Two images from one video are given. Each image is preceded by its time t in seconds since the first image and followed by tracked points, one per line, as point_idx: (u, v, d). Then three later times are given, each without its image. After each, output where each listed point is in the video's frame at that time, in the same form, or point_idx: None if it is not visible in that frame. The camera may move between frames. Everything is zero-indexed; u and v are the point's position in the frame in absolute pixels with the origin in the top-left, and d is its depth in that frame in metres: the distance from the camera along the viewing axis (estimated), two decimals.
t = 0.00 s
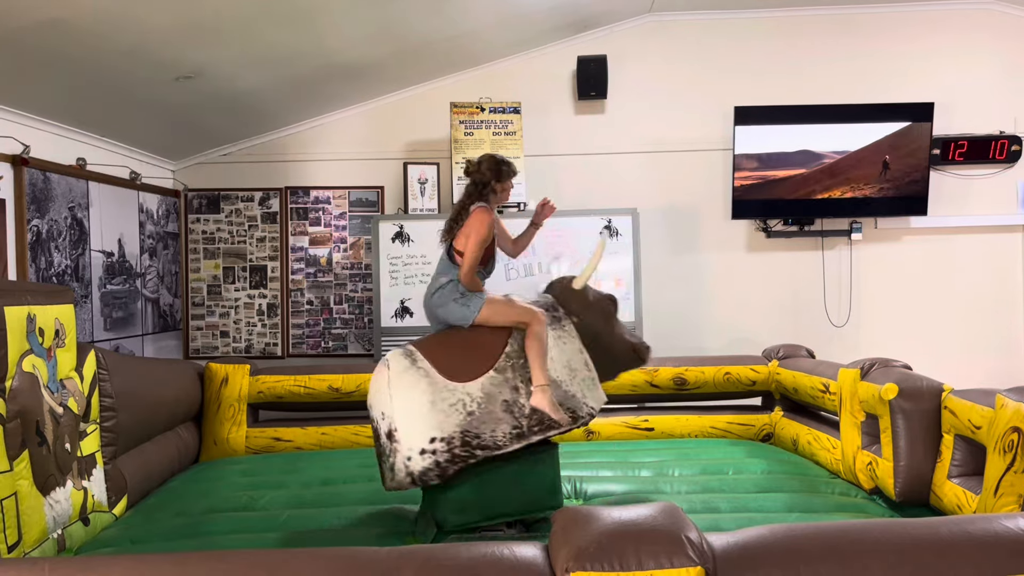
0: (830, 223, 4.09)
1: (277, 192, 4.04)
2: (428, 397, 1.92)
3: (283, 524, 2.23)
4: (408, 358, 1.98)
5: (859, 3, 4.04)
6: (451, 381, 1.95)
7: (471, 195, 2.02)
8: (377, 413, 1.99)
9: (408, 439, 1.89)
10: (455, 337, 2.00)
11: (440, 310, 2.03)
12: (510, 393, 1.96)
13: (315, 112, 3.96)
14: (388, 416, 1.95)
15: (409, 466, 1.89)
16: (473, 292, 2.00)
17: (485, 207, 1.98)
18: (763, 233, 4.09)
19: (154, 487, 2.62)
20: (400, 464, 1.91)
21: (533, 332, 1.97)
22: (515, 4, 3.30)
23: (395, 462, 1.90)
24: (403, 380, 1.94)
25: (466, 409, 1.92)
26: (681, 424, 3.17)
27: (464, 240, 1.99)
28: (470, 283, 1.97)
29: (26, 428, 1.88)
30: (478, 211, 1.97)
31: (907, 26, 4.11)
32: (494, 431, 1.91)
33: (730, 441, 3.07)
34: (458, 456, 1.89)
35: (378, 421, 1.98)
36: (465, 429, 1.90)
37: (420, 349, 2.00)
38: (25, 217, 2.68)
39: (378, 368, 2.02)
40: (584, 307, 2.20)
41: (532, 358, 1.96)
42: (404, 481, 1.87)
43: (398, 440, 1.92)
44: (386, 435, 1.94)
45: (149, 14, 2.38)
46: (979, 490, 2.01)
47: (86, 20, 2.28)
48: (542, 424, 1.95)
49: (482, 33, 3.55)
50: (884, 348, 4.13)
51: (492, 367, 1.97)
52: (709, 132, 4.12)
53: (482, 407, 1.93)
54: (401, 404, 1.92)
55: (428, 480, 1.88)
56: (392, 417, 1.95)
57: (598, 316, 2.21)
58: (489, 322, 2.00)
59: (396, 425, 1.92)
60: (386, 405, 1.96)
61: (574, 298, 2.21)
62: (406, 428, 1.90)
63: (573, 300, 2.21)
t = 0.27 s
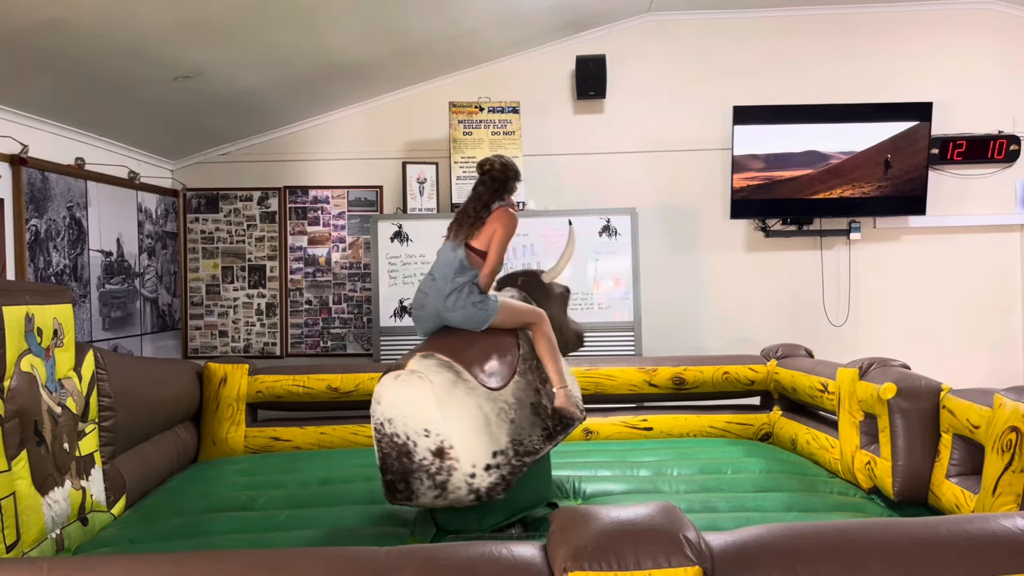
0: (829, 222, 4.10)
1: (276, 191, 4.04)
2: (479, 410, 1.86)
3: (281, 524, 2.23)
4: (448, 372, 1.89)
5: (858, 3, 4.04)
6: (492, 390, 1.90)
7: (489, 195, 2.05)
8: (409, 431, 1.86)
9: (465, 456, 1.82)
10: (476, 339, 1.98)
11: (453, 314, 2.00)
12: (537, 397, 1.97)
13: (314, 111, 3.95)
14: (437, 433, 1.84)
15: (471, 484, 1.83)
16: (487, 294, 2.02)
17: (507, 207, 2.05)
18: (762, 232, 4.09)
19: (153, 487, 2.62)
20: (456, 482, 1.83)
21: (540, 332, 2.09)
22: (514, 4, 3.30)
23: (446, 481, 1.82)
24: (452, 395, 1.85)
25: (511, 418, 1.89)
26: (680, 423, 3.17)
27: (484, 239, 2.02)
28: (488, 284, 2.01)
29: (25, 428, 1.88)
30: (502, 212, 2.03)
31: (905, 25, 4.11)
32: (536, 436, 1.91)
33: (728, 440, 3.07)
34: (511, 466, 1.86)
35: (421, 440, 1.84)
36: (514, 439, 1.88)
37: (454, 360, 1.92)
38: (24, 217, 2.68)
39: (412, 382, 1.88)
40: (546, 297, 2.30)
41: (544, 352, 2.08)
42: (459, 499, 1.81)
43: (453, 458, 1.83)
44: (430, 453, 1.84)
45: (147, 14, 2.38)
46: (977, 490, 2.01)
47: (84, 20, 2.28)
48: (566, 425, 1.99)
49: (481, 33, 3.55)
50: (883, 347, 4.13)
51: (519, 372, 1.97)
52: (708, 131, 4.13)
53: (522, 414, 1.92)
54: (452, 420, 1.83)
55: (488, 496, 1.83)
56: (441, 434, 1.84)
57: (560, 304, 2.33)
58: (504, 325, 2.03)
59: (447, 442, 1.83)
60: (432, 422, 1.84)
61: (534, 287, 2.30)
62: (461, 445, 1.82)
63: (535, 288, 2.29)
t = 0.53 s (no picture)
0: (827, 222, 4.10)
1: (274, 191, 4.04)
2: (530, 418, 1.88)
3: (280, 524, 2.23)
4: (506, 380, 1.85)
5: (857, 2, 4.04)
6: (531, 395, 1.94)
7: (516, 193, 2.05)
8: (462, 437, 1.82)
9: (521, 464, 1.84)
10: (513, 341, 2.00)
11: (494, 316, 1.97)
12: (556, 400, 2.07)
13: (313, 111, 3.95)
14: (495, 440, 1.82)
15: (524, 490, 1.87)
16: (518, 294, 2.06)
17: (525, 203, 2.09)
18: (760, 232, 4.09)
19: (151, 487, 2.62)
20: (509, 488, 1.84)
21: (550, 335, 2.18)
22: (513, 3, 3.30)
23: (499, 488, 1.83)
24: (511, 404, 1.84)
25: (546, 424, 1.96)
26: (678, 423, 3.17)
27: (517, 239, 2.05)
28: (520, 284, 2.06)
29: (23, 428, 1.88)
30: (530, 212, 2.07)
31: (904, 25, 4.12)
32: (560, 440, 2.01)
33: (727, 440, 3.07)
34: (551, 472, 1.95)
35: (478, 447, 1.82)
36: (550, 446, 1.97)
37: (503, 364, 1.90)
38: (22, 216, 2.68)
39: (467, 388, 1.82)
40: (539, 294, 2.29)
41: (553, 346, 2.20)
42: (510, 506, 1.85)
43: (510, 465, 1.83)
44: (485, 460, 1.82)
45: (146, 13, 2.38)
46: (976, 489, 2.01)
47: (83, 19, 2.28)
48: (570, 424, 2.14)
49: (480, 32, 3.55)
50: (881, 347, 4.13)
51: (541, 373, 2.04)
52: (707, 131, 4.13)
53: (551, 418, 2.00)
54: (510, 428, 1.83)
55: (535, 502, 1.90)
56: (500, 441, 1.82)
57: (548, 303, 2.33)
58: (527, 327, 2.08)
59: (505, 450, 1.83)
60: (491, 430, 1.82)
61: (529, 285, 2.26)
62: (518, 454, 1.84)
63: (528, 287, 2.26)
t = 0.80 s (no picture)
0: (826, 221, 4.10)
1: (273, 190, 4.03)
2: (537, 418, 1.90)
3: (279, 523, 2.23)
4: (515, 378, 1.84)
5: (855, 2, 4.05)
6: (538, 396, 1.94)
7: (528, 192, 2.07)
8: (471, 435, 1.82)
9: (528, 463, 1.85)
10: (521, 342, 2.00)
11: (504, 314, 2.01)
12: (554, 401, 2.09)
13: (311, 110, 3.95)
14: (504, 438, 1.83)
15: (530, 489, 1.87)
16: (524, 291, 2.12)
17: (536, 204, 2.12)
18: (759, 231, 4.10)
19: (150, 486, 2.62)
20: (515, 487, 1.85)
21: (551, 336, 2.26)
22: (512, 2, 3.30)
23: (506, 486, 1.83)
24: (520, 403, 1.84)
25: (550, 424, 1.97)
26: (677, 423, 3.17)
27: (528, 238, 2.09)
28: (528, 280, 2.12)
29: (22, 428, 1.87)
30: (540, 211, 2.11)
31: (902, 25, 4.12)
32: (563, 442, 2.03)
33: (726, 439, 3.07)
34: (556, 473, 1.96)
35: (485, 444, 1.82)
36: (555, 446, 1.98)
37: (514, 363, 1.88)
38: (20, 216, 2.67)
39: (475, 386, 1.82)
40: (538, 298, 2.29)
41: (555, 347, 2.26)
42: (516, 504, 1.85)
43: (517, 463, 1.84)
44: (493, 458, 1.83)
45: (144, 12, 2.37)
46: (974, 488, 2.02)
47: (82, 18, 2.27)
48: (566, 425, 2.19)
49: (479, 31, 3.55)
50: (880, 346, 4.14)
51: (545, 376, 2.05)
52: (706, 130, 4.13)
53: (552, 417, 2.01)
54: (517, 426, 1.84)
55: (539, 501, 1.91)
56: (508, 439, 1.83)
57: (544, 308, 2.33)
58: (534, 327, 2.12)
59: (513, 448, 1.83)
60: (499, 427, 1.82)
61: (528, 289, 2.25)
62: (526, 453, 1.84)
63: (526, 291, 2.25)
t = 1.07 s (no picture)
0: (825, 220, 4.10)
1: (271, 189, 4.03)
2: (515, 414, 1.86)
3: (278, 522, 2.23)
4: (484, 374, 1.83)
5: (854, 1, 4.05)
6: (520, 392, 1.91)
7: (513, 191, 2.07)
8: (445, 433, 1.79)
9: (505, 460, 1.81)
10: (502, 340, 1.98)
11: (485, 310, 1.99)
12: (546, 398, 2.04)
13: (310, 109, 3.95)
14: (479, 436, 1.79)
15: (508, 487, 1.83)
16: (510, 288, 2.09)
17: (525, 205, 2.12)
18: (758, 230, 4.10)
19: (149, 485, 2.62)
20: (494, 485, 1.81)
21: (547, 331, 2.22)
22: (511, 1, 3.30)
23: (483, 484, 1.80)
24: (494, 400, 1.81)
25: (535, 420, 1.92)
26: (676, 421, 3.17)
27: (513, 237, 2.07)
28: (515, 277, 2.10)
29: (20, 427, 1.87)
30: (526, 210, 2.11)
31: (902, 24, 4.12)
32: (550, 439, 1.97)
33: (725, 438, 3.07)
34: (539, 469, 1.91)
35: (461, 443, 1.79)
36: (539, 442, 1.93)
37: (490, 361, 1.88)
38: (19, 215, 2.67)
39: (448, 384, 1.81)
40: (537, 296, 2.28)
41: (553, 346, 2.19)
42: (494, 502, 1.81)
43: (494, 461, 1.80)
44: (469, 457, 1.80)
45: (143, 11, 2.37)
46: (973, 487, 2.02)
47: (80, 17, 2.27)
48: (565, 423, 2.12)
49: (479, 30, 3.55)
50: (879, 345, 4.14)
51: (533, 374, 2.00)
52: (705, 129, 4.13)
53: (540, 414, 1.96)
54: (493, 424, 1.80)
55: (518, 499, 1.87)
56: (483, 437, 1.80)
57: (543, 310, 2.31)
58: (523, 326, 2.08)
59: (489, 446, 1.80)
60: (474, 425, 1.79)
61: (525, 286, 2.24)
62: (503, 450, 1.80)
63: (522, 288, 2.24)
